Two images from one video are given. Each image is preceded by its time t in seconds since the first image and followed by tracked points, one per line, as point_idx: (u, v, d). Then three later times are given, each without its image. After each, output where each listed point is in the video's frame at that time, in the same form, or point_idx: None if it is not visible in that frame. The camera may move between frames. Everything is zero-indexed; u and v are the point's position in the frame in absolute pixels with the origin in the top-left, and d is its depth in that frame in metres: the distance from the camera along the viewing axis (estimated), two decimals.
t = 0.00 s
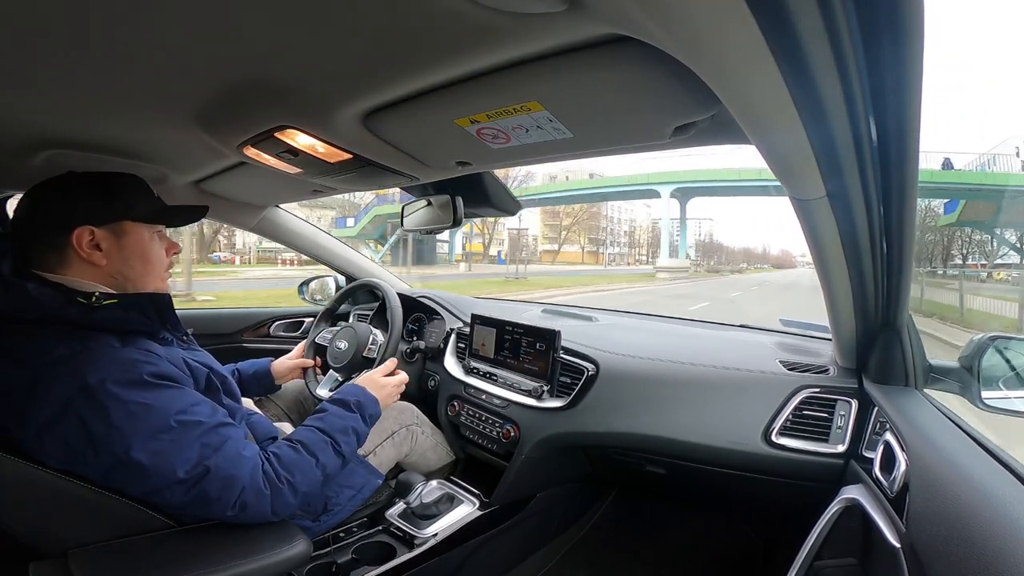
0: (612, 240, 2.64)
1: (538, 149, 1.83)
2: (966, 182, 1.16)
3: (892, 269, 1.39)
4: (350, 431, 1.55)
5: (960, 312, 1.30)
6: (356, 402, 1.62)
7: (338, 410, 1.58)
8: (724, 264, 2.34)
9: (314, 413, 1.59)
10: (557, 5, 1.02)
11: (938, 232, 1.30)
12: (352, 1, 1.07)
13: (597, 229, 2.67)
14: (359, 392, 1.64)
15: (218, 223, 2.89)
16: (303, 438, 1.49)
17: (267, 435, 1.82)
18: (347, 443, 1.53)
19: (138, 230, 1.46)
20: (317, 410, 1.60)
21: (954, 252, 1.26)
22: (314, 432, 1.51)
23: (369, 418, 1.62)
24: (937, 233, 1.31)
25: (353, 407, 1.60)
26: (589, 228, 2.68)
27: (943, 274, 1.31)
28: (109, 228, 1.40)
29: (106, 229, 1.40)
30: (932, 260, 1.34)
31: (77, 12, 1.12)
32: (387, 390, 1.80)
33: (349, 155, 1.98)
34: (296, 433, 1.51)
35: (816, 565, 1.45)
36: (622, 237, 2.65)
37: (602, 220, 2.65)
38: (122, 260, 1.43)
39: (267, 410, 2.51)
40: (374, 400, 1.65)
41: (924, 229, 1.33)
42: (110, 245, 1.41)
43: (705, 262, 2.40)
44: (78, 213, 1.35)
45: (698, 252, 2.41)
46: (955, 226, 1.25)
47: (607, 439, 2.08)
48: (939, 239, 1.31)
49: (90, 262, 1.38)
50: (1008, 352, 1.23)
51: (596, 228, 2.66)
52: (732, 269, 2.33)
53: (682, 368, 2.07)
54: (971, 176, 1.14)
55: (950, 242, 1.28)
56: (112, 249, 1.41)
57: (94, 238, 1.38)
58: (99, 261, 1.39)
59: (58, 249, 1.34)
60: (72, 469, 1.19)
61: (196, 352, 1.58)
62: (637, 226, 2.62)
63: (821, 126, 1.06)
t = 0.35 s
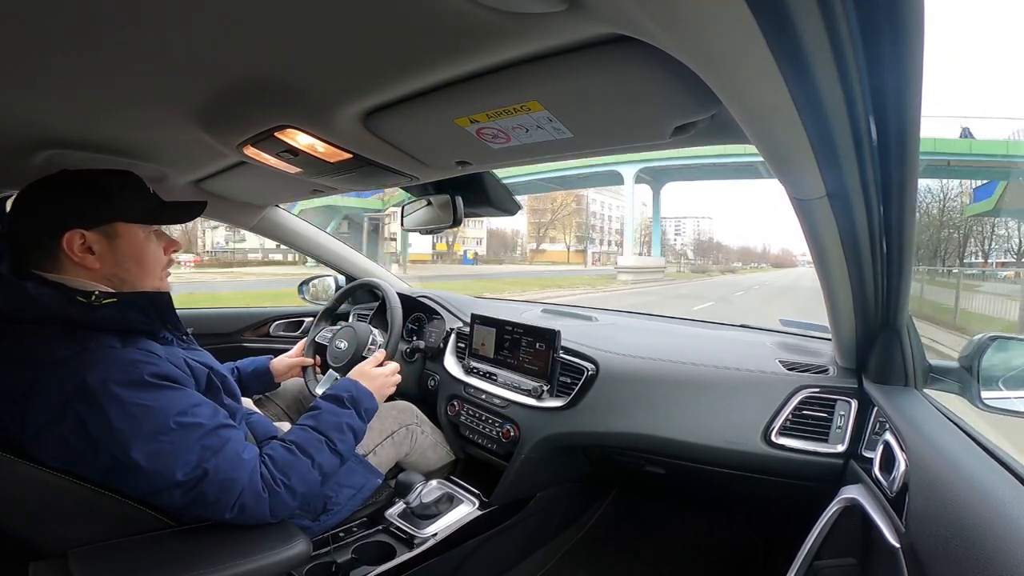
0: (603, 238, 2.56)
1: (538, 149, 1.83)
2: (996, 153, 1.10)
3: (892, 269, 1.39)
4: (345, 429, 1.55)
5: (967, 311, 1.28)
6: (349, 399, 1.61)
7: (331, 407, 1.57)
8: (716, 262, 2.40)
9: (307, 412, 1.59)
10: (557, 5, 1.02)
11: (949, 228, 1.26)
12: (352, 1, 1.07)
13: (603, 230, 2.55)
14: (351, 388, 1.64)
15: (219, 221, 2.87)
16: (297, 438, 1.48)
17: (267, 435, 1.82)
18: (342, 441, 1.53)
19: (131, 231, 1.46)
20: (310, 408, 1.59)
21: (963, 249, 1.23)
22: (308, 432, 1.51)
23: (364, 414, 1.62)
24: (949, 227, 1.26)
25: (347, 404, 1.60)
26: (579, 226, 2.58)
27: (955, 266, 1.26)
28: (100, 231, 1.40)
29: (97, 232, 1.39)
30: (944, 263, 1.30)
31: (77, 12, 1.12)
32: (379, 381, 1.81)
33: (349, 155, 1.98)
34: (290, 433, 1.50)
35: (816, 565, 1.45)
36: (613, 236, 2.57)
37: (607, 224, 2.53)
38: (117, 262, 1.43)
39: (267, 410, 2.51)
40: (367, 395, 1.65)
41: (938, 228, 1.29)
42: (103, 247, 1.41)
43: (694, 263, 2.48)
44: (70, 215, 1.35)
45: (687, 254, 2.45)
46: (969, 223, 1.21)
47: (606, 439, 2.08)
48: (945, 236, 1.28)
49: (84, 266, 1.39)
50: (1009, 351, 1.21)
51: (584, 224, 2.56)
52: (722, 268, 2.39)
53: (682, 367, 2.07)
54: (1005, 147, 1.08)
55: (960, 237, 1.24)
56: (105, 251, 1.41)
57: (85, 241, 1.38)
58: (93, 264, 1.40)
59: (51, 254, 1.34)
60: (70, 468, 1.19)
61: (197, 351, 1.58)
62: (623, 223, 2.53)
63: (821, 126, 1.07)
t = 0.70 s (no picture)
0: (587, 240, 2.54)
1: (539, 149, 1.83)
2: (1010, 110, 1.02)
3: (892, 269, 1.39)
4: (333, 425, 1.51)
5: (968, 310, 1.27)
6: (334, 392, 1.56)
7: (315, 403, 1.53)
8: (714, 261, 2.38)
9: (290, 409, 1.54)
10: (557, 6, 1.02)
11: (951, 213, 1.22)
12: (352, 2, 1.08)
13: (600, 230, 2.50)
14: (335, 380, 1.58)
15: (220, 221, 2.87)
16: (284, 439, 1.45)
17: (266, 435, 1.82)
18: (331, 437, 1.50)
19: (133, 230, 1.46)
20: (293, 404, 1.54)
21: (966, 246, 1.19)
22: (295, 431, 1.47)
23: (351, 405, 1.59)
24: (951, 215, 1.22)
25: (332, 398, 1.55)
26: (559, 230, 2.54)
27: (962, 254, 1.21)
28: (102, 230, 1.40)
29: (99, 231, 1.39)
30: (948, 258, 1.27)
31: (78, 12, 1.12)
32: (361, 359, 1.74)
33: (350, 155, 1.98)
34: (275, 434, 1.46)
35: (815, 566, 1.45)
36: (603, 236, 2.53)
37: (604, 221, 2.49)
38: (118, 262, 1.43)
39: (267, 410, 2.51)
40: (353, 384, 1.61)
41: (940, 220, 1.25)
42: (105, 247, 1.41)
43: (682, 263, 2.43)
44: (74, 214, 1.35)
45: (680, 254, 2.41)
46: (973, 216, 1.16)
47: (606, 439, 2.08)
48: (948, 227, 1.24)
49: (85, 266, 1.38)
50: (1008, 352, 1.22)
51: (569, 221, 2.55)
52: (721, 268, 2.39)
53: (682, 368, 2.07)
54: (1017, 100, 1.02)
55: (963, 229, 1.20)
56: (107, 251, 1.41)
57: (88, 240, 1.38)
58: (95, 264, 1.40)
59: (53, 253, 1.34)
60: (69, 468, 1.19)
61: (197, 351, 1.58)
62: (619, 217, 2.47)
63: (821, 127, 1.07)
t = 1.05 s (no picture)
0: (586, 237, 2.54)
1: (538, 149, 1.83)
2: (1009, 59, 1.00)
3: (892, 269, 1.39)
4: (346, 430, 1.60)
5: (970, 309, 1.26)
6: (350, 404, 1.67)
7: (332, 411, 1.63)
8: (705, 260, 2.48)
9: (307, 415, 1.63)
10: (557, 5, 1.02)
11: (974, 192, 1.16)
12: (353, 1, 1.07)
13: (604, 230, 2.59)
14: (349, 392, 1.70)
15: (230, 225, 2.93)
16: (300, 438, 1.52)
17: (267, 435, 1.81)
18: (344, 442, 1.58)
19: (134, 231, 1.46)
20: (311, 412, 1.64)
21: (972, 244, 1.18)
22: (310, 432, 1.55)
23: (363, 417, 1.70)
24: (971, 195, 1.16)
25: (348, 407, 1.66)
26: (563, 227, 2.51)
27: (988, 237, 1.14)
28: (103, 230, 1.40)
29: (99, 231, 1.39)
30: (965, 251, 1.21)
31: (77, 11, 1.12)
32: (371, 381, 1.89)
33: (350, 155, 1.98)
34: (292, 434, 1.54)
35: (815, 565, 1.45)
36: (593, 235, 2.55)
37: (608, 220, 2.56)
38: (118, 262, 1.43)
39: (267, 410, 2.51)
40: (366, 399, 1.73)
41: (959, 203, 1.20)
42: (105, 247, 1.40)
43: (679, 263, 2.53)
44: (75, 213, 1.35)
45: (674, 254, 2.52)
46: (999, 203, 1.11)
47: (606, 439, 2.09)
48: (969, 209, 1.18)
49: (85, 266, 1.38)
50: (1007, 352, 1.22)
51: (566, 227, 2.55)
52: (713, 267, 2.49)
53: (681, 368, 2.07)
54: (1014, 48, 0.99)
55: (985, 218, 1.15)
56: (107, 251, 1.41)
57: (89, 240, 1.38)
58: (95, 263, 1.39)
59: (53, 253, 1.34)
60: (68, 467, 1.18)
61: (196, 351, 1.58)
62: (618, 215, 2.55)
63: (821, 126, 1.06)
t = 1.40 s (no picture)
0: (564, 234, 2.64)
1: (538, 149, 1.83)
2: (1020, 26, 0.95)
3: (892, 268, 1.38)
4: (347, 430, 1.60)
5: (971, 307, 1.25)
6: (350, 403, 1.67)
7: (333, 411, 1.63)
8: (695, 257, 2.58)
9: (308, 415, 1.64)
10: (556, 5, 1.02)
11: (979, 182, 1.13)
12: (353, 2, 1.08)
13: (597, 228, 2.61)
14: (349, 391, 1.69)
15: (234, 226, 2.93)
16: (301, 438, 1.53)
17: (269, 436, 1.81)
18: (345, 442, 1.58)
19: (137, 230, 1.47)
20: (311, 412, 1.64)
21: (976, 243, 1.17)
22: (311, 433, 1.56)
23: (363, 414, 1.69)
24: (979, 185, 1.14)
25: (348, 406, 1.65)
26: (545, 225, 2.65)
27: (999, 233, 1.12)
28: (108, 229, 1.41)
29: (105, 230, 1.40)
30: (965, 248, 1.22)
31: (77, 13, 1.12)
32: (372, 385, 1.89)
33: (349, 156, 1.99)
34: (293, 434, 1.55)
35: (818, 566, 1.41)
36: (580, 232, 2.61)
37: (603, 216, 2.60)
38: (122, 261, 1.44)
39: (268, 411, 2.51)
40: (366, 395, 1.72)
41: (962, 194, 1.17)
42: (110, 246, 1.42)
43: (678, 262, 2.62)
44: (76, 214, 1.36)
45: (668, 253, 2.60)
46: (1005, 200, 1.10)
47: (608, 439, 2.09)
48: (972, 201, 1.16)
49: (91, 264, 1.39)
50: (1009, 350, 1.19)
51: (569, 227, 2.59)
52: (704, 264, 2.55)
53: (682, 367, 2.06)
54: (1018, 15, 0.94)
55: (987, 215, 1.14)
56: (112, 250, 1.42)
57: (94, 239, 1.39)
58: (100, 262, 1.40)
59: (58, 251, 1.34)
60: (69, 469, 1.16)
61: (197, 353, 1.59)
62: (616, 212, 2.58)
63: (820, 124, 1.06)
